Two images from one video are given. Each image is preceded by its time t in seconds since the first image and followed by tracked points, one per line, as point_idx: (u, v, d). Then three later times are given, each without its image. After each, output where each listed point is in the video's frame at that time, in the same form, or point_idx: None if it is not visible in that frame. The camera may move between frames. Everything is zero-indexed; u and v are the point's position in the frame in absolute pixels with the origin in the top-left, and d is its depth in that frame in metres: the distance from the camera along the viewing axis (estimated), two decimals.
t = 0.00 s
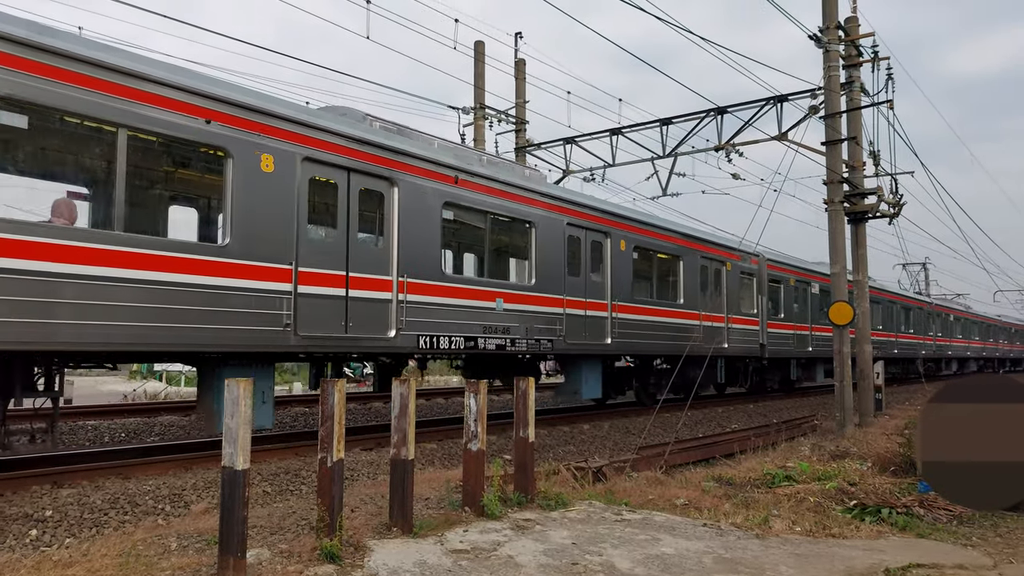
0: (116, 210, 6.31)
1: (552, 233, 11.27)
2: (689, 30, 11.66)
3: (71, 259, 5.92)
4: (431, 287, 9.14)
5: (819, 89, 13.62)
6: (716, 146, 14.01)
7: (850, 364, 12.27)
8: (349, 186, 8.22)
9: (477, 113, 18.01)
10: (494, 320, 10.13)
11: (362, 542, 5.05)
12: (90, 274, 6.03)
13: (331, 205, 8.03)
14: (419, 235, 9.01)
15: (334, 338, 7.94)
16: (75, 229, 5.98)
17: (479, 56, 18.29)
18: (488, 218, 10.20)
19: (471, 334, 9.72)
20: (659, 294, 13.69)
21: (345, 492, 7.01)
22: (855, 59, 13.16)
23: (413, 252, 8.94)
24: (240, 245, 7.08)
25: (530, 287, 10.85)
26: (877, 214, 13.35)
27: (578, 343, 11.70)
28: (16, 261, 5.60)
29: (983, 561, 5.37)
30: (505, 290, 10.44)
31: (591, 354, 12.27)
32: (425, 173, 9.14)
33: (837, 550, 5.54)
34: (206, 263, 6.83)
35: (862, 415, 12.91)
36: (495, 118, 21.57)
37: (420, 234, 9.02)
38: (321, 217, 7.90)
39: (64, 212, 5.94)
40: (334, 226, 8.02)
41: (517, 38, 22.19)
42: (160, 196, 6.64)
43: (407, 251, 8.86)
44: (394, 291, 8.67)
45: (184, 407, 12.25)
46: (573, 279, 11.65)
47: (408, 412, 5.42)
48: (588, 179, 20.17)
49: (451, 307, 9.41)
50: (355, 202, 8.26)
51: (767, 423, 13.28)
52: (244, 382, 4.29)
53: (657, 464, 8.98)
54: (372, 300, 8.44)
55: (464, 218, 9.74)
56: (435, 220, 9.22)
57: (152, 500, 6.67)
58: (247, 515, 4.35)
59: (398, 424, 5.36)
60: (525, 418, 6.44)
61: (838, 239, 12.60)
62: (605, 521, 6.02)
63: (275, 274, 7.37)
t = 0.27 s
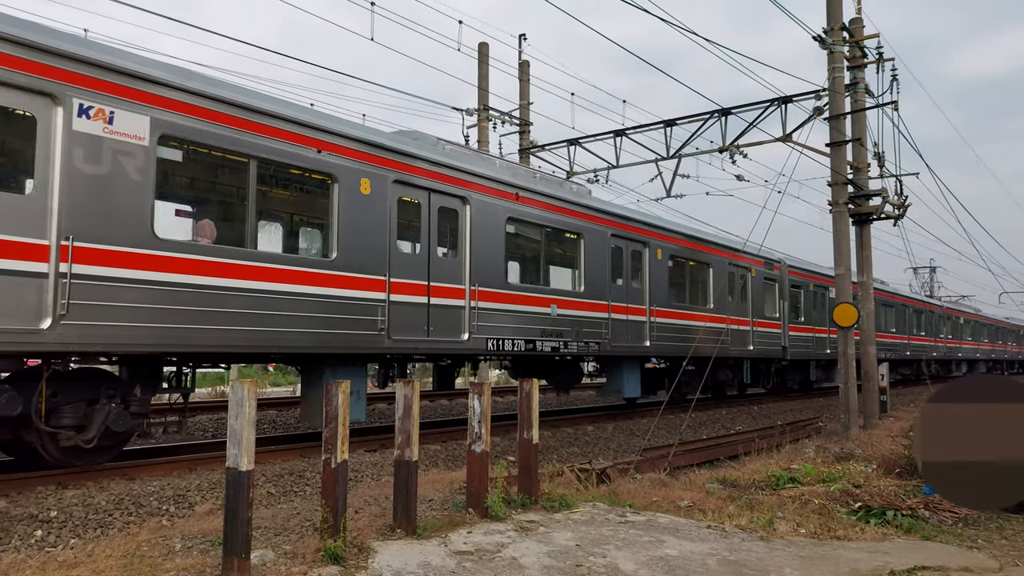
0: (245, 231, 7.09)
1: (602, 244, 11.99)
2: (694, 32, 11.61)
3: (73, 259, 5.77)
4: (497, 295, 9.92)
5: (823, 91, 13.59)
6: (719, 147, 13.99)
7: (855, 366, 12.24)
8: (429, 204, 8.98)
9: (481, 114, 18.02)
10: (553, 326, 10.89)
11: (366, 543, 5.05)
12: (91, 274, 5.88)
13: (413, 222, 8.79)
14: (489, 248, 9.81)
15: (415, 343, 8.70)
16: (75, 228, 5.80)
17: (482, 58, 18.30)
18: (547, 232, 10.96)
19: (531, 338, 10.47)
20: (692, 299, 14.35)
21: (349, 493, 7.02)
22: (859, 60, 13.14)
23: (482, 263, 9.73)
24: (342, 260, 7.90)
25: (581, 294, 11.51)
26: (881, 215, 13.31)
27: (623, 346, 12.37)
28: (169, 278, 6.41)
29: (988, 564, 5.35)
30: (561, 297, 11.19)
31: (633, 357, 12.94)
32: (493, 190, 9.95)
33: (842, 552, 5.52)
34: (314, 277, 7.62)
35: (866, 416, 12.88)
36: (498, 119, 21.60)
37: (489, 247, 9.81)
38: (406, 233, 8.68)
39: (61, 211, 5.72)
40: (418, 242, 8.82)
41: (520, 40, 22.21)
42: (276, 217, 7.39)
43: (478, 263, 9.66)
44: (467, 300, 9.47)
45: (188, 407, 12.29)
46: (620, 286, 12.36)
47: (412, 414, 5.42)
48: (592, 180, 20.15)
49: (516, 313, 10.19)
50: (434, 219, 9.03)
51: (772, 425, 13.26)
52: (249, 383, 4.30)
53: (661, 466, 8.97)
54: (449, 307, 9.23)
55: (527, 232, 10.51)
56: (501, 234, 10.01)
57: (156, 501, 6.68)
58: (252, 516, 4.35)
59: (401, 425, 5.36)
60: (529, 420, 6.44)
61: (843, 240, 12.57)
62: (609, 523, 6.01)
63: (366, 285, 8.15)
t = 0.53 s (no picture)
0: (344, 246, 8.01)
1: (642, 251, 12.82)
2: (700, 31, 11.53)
3: (61, 260, 5.79)
4: (552, 300, 10.77)
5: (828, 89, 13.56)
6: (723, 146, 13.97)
7: (861, 365, 12.21)
8: (495, 218, 9.91)
9: (485, 114, 18.02)
10: (602, 328, 11.71)
11: (371, 543, 5.05)
12: (83, 276, 5.89)
13: (482, 234, 9.72)
14: (545, 257, 10.69)
15: (481, 344, 9.55)
16: (55, 228, 5.78)
17: (486, 58, 18.31)
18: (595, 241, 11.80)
19: (582, 340, 11.27)
20: (721, 302, 15.05)
21: (354, 493, 7.02)
22: (864, 58, 13.11)
23: (539, 271, 10.59)
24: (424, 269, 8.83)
25: (624, 298, 12.26)
26: (886, 214, 13.28)
27: (661, 346, 13.13)
28: (286, 289, 7.32)
29: (995, 563, 5.33)
30: (607, 301, 11.91)
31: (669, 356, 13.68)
32: (547, 204, 10.84)
33: (847, 552, 5.51)
34: (399, 286, 8.54)
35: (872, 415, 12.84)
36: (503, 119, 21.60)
37: (545, 255, 10.67)
38: (474, 245, 9.58)
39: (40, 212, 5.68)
40: (485, 252, 9.73)
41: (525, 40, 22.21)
42: (369, 232, 8.30)
43: (537, 271, 10.54)
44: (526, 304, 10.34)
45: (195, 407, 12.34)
46: (659, 290, 13.15)
47: (417, 414, 5.42)
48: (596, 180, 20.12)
49: (569, 316, 11.03)
50: (499, 231, 9.95)
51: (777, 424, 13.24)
52: (254, 383, 4.30)
53: (666, 466, 8.96)
54: (513, 311, 10.15)
55: (578, 242, 11.37)
56: (555, 244, 10.89)
57: (162, 501, 6.70)
58: (257, 516, 4.36)
59: (406, 426, 5.36)
60: (534, 419, 6.44)
61: (847, 239, 12.54)
62: (614, 523, 6.01)
63: (441, 292, 9.05)
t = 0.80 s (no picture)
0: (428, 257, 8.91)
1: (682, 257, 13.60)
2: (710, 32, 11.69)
3: (178, 269, 6.50)
4: (605, 304, 11.59)
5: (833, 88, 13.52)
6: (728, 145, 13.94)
7: (866, 364, 12.18)
8: (554, 229, 10.75)
9: (489, 113, 18.01)
10: (648, 330, 12.53)
11: (376, 542, 5.06)
12: (142, 280, 6.24)
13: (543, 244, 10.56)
14: (598, 264, 11.49)
15: (543, 345, 10.40)
16: (179, 241, 6.52)
17: (491, 57, 18.30)
18: (642, 249, 12.59)
19: (627, 341, 12.03)
20: (750, 305, 15.77)
21: (358, 492, 7.03)
22: (869, 57, 13.07)
23: (594, 278, 11.41)
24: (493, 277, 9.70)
25: (666, 301, 13.03)
26: (892, 213, 13.24)
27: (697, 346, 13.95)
28: (382, 295, 8.24)
29: (1001, 564, 5.32)
30: (651, 305, 12.70)
31: (705, 356, 14.47)
32: (600, 215, 11.64)
33: (852, 552, 5.49)
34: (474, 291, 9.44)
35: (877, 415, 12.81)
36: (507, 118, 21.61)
37: (598, 262, 11.45)
38: (537, 254, 10.42)
39: (103, 214, 6.05)
40: (547, 261, 10.57)
41: (529, 40, 22.19)
42: (447, 243, 9.18)
43: (591, 277, 11.31)
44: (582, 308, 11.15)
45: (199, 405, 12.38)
46: (696, 294, 13.94)
47: (421, 413, 5.43)
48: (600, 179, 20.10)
49: (619, 319, 11.86)
50: (558, 241, 10.78)
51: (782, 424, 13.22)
52: (259, 382, 4.31)
53: (670, 465, 8.95)
54: (568, 314, 10.95)
55: (625, 250, 12.12)
56: (608, 252, 11.71)
57: (167, 499, 6.72)
58: (262, 514, 4.36)
59: (410, 424, 5.37)
60: (538, 418, 6.44)
61: (853, 239, 12.50)
62: (619, 522, 6.00)
63: (508, 297, 9.90)
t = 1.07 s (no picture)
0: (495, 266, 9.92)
1: (712, 263, 14.55)
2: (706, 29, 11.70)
3: (297, 278, 7.56)
4: (645, 307, 12.58)
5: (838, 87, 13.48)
6: (733, 145, 13.92)
7: (871, 364, 12.14)
8: (602, 238, 11.73)
9: (494, 112, 18.01)
10: (682, 331, 13.52)
11: (380, 541, 5.06)
12: (274, 289, 7.34)
13: (592, 253, 11.56)
14: (639, 271, 12.47)
15: (592, 345, 11.42)
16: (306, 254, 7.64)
17: (495, 56, 18.29)
18: (675, 255, 13.52)
19: (665, 341, 13.08)
20: (774, 306, 16.85)
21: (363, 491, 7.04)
22: (875, 56, 13.03)
23: (634, 282, 12.36)
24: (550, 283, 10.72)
25: (697, 304, 13.99)
26: (897, 213, 13.20)
27: (724, 346, 14.93)
28: (457, 301, 9.30)
29: (1007, 564, 5.30)
30: (686, 308, 13.74)
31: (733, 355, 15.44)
32: (641, 224, 12.61)
33: (858, 552, 5.49)
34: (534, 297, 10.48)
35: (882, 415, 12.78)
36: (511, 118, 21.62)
37: (639, 268, 12.43)
38: (587, 262, 11.41)
39: (245, 232, 7.11)
40: (596, 268, 11.57)
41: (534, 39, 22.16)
42: (511, 252, 10.18)
43: (634, 283, 12.31)
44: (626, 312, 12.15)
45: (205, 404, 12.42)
46: (724, 298, 14.88)
47: (426, 411, 5.44)
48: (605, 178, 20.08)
49: (657, 321, 12.85)
50: (605, 249, 11.74)
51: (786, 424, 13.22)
52: (264, 380, 4.32)
53: (675, 465, 8.94)
54: (613, 317, 11.95)
55: (663, 256, 13.14)
56: (647, 258, 12.67)
57: (173, 497, 6.74)
58: (268, 513, 4.37)
59: (415, 423, 5.37)
60: (542, 417, 6.44)
61: (858, 238, 12.47)
62: (623, 521, 6.01)
63: (562, 302, 10.93)
